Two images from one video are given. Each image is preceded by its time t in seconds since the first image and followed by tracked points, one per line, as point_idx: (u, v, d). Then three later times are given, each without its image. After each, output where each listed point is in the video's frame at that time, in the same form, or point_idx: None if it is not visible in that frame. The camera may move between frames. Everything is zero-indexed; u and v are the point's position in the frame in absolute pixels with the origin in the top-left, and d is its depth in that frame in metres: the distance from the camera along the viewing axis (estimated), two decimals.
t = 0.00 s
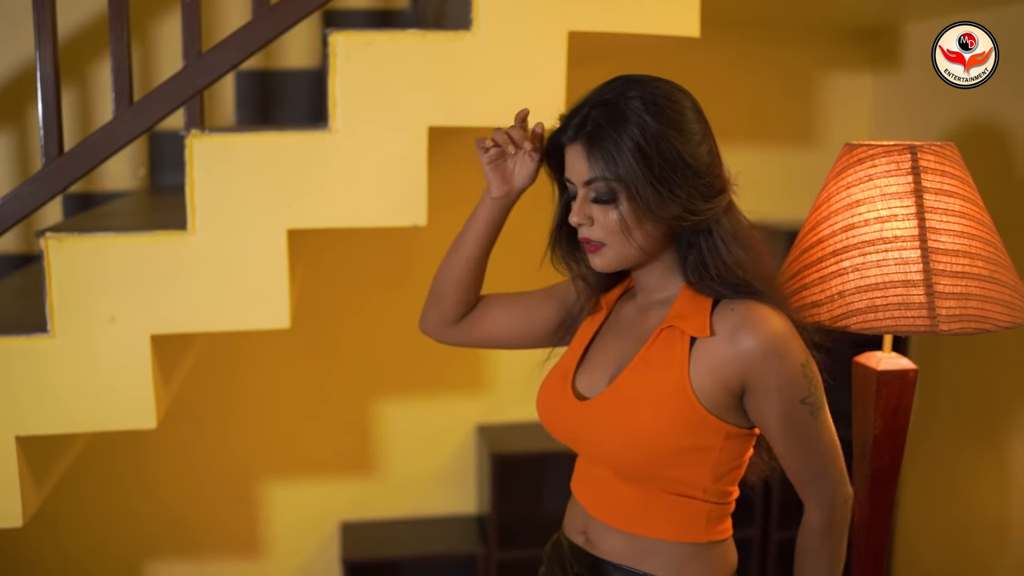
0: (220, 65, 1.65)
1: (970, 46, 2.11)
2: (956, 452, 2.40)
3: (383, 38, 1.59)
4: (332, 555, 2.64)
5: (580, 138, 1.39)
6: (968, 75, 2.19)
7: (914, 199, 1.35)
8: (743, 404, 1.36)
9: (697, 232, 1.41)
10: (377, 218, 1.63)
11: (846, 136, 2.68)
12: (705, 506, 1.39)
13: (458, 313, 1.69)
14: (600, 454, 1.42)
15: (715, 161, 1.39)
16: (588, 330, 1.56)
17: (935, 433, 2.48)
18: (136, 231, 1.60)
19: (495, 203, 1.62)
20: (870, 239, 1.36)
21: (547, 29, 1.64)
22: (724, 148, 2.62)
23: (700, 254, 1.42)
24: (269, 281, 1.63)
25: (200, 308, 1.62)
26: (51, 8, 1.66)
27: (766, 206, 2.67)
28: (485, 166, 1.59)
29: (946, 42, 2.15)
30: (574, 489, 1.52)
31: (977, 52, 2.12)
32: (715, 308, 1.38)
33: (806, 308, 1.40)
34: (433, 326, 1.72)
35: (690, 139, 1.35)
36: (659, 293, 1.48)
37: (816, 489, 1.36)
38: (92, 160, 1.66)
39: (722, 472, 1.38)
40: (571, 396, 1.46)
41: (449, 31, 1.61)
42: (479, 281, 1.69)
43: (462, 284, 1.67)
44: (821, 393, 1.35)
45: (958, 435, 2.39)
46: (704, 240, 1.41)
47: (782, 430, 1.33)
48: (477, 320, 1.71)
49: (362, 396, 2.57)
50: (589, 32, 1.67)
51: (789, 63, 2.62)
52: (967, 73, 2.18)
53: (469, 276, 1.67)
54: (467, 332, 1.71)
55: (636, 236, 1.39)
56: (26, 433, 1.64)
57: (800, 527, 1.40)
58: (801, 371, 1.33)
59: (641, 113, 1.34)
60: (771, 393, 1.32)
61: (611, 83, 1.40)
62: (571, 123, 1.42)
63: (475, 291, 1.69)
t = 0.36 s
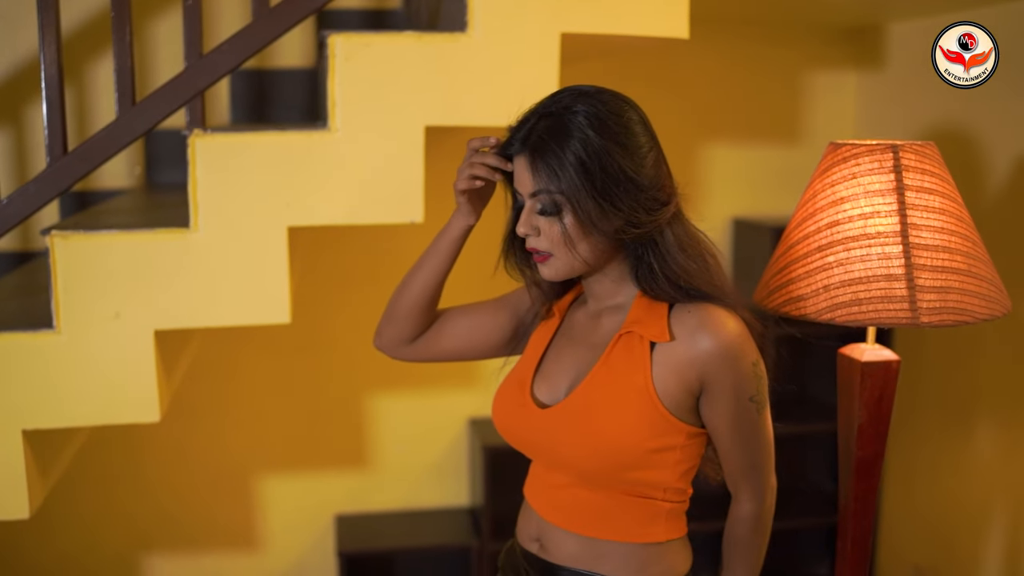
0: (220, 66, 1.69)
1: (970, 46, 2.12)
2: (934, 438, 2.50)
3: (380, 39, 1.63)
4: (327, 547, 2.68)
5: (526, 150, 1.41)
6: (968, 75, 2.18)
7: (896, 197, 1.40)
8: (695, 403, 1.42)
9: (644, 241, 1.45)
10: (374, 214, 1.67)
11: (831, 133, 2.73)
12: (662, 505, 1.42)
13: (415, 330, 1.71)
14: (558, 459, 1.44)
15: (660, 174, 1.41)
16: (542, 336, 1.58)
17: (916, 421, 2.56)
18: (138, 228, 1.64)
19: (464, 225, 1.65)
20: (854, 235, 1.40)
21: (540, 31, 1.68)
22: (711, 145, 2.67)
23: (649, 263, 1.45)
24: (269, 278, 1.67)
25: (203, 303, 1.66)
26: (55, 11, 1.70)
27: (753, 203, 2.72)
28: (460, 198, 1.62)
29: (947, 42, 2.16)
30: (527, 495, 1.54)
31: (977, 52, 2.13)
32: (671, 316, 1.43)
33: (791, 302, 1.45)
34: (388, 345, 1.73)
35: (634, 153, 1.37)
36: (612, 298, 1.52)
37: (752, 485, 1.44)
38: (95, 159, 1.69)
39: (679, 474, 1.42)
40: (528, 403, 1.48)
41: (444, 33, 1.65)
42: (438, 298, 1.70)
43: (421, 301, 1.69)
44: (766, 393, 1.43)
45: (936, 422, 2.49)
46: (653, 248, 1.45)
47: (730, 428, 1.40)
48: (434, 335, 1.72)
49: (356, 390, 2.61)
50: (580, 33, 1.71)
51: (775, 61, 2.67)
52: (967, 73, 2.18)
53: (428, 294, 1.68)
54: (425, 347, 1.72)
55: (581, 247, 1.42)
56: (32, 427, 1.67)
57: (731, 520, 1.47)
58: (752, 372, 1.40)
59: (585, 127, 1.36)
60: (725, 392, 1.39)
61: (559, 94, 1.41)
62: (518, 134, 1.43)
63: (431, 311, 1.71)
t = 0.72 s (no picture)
0: (224, 67, 1.72)
1: (970, 46, 2.22)
2: (923, 430, 2.54)
3: (382, 41, 1.66)
4: (327, 541, 2.71)
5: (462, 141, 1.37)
6: (969, 75, 2.25)
7: (885, 195, 1.43)
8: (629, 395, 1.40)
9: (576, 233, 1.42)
10: (376, 213, 1.70)
11: (824, 132, 2.76)
12: (594, 498, 1.40)
13: (362, 338, 1.65)
14: (491, 450, 1.41)
15: (594, 167, 1.38)
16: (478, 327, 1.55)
17: (907, 414, 2.61)
18: (144, 227, 1.67)
19: (422, 233, 1.56)
20: (845, 233, 1.44)
21: (538, 34, 1.72)
22: (705, 144, 2.71)
23: (583, 255, 1.43)
24: (273, 275, 1.70)
25: (207, 300, 1.70)
26: (63, 15, 1.74)
27: (747, 200, 2.76)
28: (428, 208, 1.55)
29: (947, 42, 2.28)
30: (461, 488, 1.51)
31: (977, 53, 2.22)
32: (603, 309, 1.41)
33: (783, 298, 1.48)
34: (333, 354, 1.67)
35: (569, 145, 1.34)
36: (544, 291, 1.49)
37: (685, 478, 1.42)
38: (102, 159, 1.72)
39: (612, 465, 1.40)
40: (461, 394, 1.45)
41: (444, 35, 1.69)
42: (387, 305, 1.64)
43: (370, 309, 1.63)
44: (698, 385, 1.41)
45: (926, 414, 2.53)
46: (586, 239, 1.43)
47: (663, 421, 1.38)
48: (380, 343, 1.66)
49: (356, 386, 2.64)
50: (576, 35, 1.75)
51: (768, 62, 2.70)
52: (968, 73, 2.24)
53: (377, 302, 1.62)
54: (371, 355, 1.66)
55: (518, 240, 1.38)
56: (41, 422, 1.70)
57: (665, 516, 1.44)
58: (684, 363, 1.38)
59: (520, 119, 1.32)
60: (657, 383, 1.36)
61: (495, 87, 1.37)
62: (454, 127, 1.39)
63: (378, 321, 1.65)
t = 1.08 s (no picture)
0: (230, 68, 1.75)
1: (969, 46, 2.22)
2: (905, 419, 2.63)
3: (384, 42, 1.69)
4: (329, 537, 2.74)
5: (427, 141, 1.33)
6: (969, 74, 2.26)
7: (879, 194, 1.46)
8: (563, 405, 1.33)
9: (529, 236, 1.37)
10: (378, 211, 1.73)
11: (821, 131, 2.79)
12: (526, 509, 1.33)
13: (323, 356, 1.61)
14: (422, 453, 1.36)
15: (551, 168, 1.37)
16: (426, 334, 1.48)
17: (904, 410, 2.64)
18: (151, 225, 1.70)
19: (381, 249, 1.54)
20: (839, 230, 1.47)
21: (537, 36, 1.74)
22: (703, 143, 2.74)
23: (533, 259, 1.38)
24: (277, 273, 1.73)
25: (212, 297, 1.72)
26: (70, 16, 1.77)
27: (745, 199, 2.79)
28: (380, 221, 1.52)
29: (947, 42, 2.27)
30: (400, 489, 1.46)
31: (977, 53, 2.21)
32: (544, 310, 1.35)
33: (779, 295, 1.51)
34: (294, 373, 1.63)
35: (532, 142, 1.33)
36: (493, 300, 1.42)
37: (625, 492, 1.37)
38: (109, 158, 1.75)
39: (547, 474, 1.34)
40: (399, 397, 1.39)
41: (446, 36, 1.72)
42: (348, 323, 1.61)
43: (330, 326, 1.59)
44: (638, 395, 1.35)
45: (904, 399, 2.63)
46: (536, 242, 1.37)
47: (598, 433, 1.32)
48: (341, 362, 1.62)
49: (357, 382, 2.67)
50: (576, 36, 1.77)
51: (766, 62, 2.73)
52: (968, 73, 2.25)
53: (336, 319, 1.59)
54: (335, 374, 1.62)
55: (485, 240, 1.33)
56: (49, 417, 1.73)
57: (603, 527, 1.39)
58: (620, 375, 1.32)
59: (487, 114, 1.30)
60: (591, 395, 1.30)
61: (452, 87, 1.35)
62: (415, 126, 1.35)
63: (341, 339, 1.62)
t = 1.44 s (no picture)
0: (241, 70, 1.79)
1: (970, 46, 2.25)
2: (900, 414, 2.68)
3: (391, 46, 1.72)
4: (335, 532, 2.78)
5: (387, 130, 1.33)
6: (969, 74, 2.28)
7: (875, 194, 1.49)
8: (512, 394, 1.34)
9: (480, 227, 1.39)
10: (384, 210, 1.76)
11: (822, 131, 2.82)
12: (476, 495, 1.34)
13: (281, 359, 1.63)
14: (375, 442, 1.38)
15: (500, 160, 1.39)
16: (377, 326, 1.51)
17: (903, 409, 2.67)
18: (164, 225, 1.73)
19: (325, 249, 1.58)
20: (836, 230, 1.50)
21: (541, 39, 1.78)
22: (704, 144, 2.77)
23: (484, 249, 1.39)
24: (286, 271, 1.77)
25: (222, 295, 1.76)
26: (83, 18, 1.81)
27: (747, 200, 2.82)
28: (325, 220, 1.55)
29: (947, 42, 2.31)
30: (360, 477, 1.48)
31: (977, 53, 2.25)
32: (491, 299, 1.35)
33: (777, 293, 1.54)
34: (255, 377, 1.65)
35: (486, 132, 1.35)
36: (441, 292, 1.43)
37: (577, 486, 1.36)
38: (122, 158, 1.79)
39: (495, 462, 1.35)
40: (349, 389, 1.42)
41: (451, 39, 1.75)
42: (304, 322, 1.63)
43: (285, 330, 1.61)
44: (586, 386, 1.34)
45: (899, 393, 2.69)
46: (487, 231, 1.39)
47: (545, 424, 1.31)
48: (301, 361, 1.64)
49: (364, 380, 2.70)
50: (579, 39, 1.81)
51: (767, 63, 2.76)
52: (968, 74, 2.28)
53: (290, 323, 1.61)
54: (294, 374, 1.64)
55: (447, 227, 1.35)
56: (63, 412, 1.77)
57: (555, 518, 1.38)
58: (566, 363, 1.31)
59: (445, 105, 1.31)
60: (536, 384, 1.30)
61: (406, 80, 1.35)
62: (369, 117, 1.35)
63: (297, 342, 1.64)
